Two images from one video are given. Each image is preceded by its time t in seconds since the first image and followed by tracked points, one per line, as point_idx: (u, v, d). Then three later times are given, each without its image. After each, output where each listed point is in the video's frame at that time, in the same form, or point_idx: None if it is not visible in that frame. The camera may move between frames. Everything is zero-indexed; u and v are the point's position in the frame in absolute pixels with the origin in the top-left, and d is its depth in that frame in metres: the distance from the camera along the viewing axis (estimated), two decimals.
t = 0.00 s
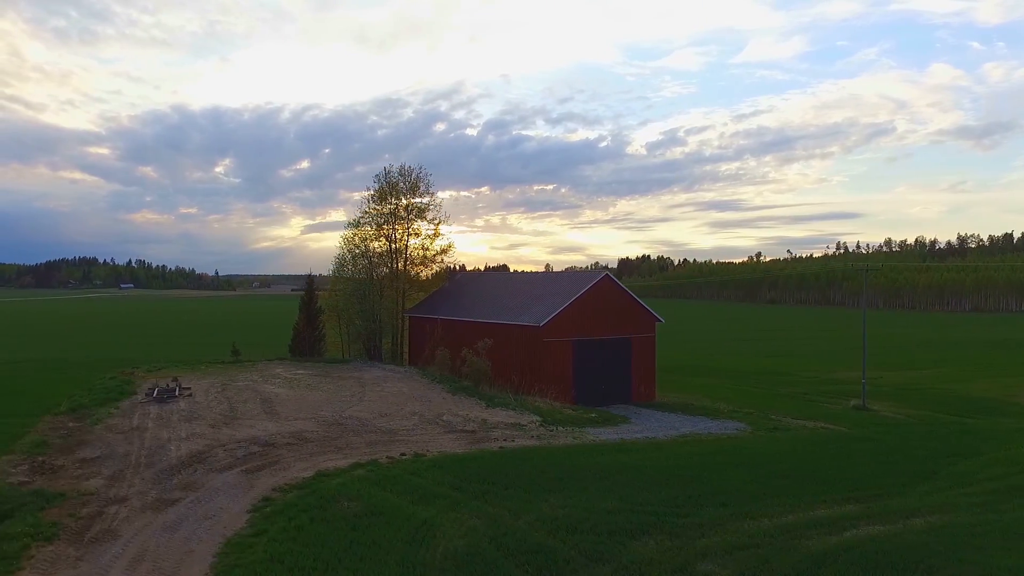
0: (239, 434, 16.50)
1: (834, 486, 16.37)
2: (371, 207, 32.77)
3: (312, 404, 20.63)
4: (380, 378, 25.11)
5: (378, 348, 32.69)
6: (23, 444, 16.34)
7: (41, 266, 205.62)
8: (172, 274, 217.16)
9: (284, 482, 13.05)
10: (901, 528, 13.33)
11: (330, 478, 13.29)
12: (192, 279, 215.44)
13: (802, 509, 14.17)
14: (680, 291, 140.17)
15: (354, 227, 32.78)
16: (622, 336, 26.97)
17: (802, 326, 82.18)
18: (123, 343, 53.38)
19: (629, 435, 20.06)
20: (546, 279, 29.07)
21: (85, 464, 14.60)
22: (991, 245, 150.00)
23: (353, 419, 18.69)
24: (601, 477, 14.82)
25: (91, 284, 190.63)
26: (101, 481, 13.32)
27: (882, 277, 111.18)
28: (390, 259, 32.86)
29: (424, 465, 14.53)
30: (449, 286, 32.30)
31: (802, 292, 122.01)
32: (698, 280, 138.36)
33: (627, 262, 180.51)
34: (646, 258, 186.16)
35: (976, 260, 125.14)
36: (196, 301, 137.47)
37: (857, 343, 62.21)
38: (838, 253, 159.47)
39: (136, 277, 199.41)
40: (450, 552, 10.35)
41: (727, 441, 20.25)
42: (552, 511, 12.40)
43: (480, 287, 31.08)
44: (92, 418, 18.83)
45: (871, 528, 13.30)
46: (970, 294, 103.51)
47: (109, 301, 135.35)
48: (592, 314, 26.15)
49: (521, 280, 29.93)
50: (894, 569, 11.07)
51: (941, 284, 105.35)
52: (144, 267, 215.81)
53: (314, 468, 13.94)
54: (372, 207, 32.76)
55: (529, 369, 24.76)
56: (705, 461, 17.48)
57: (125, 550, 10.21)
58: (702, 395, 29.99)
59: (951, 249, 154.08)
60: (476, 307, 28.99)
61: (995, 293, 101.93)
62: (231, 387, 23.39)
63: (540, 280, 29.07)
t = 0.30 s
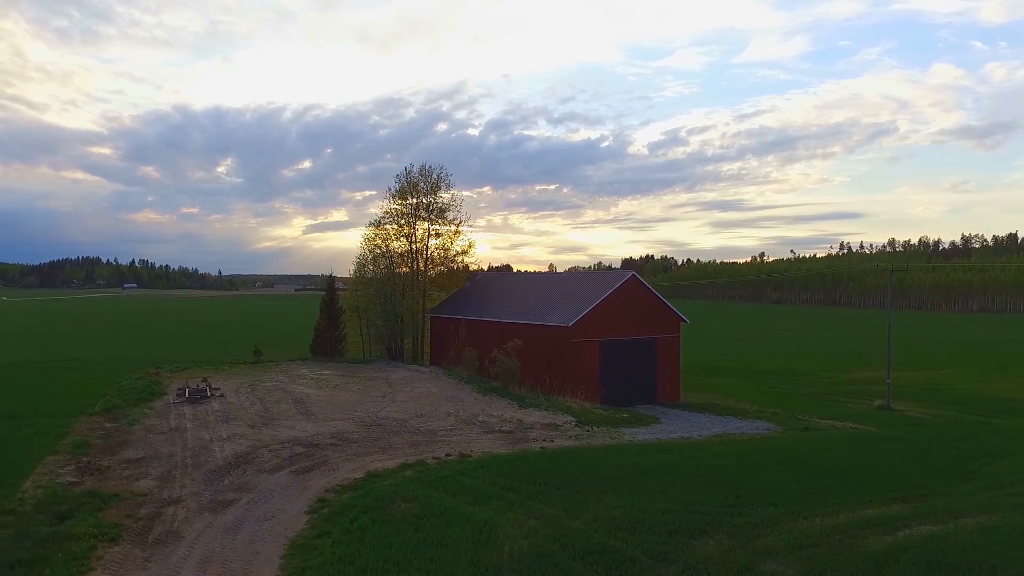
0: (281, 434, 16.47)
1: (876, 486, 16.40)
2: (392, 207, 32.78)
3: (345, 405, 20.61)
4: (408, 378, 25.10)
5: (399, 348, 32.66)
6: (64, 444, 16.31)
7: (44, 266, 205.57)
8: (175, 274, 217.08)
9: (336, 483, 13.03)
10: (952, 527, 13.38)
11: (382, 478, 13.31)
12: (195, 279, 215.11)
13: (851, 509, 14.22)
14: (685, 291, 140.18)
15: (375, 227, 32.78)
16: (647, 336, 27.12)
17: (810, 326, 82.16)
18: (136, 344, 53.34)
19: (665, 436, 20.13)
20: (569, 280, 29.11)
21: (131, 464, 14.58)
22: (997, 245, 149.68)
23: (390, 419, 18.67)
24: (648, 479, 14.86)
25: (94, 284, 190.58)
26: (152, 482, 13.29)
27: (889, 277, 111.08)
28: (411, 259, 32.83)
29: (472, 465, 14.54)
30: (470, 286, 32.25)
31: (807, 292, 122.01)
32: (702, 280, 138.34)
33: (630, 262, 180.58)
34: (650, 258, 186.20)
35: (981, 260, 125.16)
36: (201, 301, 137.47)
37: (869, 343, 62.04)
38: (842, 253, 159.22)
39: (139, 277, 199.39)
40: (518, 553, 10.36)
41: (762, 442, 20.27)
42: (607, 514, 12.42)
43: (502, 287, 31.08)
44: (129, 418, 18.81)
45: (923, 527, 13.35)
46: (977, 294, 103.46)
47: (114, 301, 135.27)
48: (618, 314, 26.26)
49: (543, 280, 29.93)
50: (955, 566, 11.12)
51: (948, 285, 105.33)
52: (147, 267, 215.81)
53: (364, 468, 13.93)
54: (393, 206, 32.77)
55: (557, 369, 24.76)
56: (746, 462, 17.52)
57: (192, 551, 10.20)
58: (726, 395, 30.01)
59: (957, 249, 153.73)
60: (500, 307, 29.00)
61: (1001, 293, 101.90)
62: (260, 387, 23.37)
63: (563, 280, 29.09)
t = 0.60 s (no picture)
0: (324, 434, 16.50)
1: (917, 486, 16.44)
2: (413, 206, 32.83)
3: (379, 405, 20.63)
4: (435, 378, 25.12)
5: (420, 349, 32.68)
6: (107, 445, 16.30)
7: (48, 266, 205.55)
8: (178, 273, 217.01)
9: (390, 483, 13.06)
10: (1005, 526, 13.39)
11: (435, 479, 13.34)
12: (198, 279, 215.31)
13: (900, 509, 14.24)
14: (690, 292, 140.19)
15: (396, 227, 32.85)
16: (673, 336, 27.14)
17: (819, 326, 82.18)
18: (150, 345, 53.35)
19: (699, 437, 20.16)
20: (593, 279, 29.12)
21: (180, 464, 14.56)
22: (1003, 245, 149.52)
23: (428, 419, 18.70)
24: (695, 481, 14.89)
25: (98, 284, 190.57)
26: (205, 482, 13.28)
27: (896, 277, 111.00)
28: (432, 258, 32.87)
29: (520, 466, 14.58)
30: (491, 287, 32.28)
31: (813, 292, 122.05)
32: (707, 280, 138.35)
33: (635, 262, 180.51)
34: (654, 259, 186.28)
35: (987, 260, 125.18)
36: (206, 301, 137.46)
37: (882, 343, 61.98)
38: (847, 252, 159.11)
39: (143, 277, 199.53)
40: (586, 555, 10.39)
41: (796, 442, 20.31)
42: (662, 517, 12.42)
43: (525, 287, 31.09)
44: (166, 418, 18.82)
45: (976, 526, 13.35)
46: (984, 294, 103.44)
47: (119, 301, 135.29)
48: (646, 314, 26.29)
49: (567, 280, 29.95)
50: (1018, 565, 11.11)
51: (954, 285, 105.32)
52: (150, 267, 215.86)
53: (414, 468, 13.96)
54: (414, 206, 32.83)
55: (585, 369, 24.76)
56: (785, 463, 17.54)
57: (261, 552, 10.20)
58: (750, 395, 30.03)
59: (963, 248, 153.63)
60: (524, 308, 29.01)
61: (1008, 293, 101.89)
62: (290, 387, 23.38)
63: (587, 280, 29.11)
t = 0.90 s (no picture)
0: (368, 434, 16.54)
1: (961, 485, 16.48)
2: (434, 206, 32.87)
3: (414, 404, 20.67)
4: (464, 379, 25.17)
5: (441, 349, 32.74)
6: (151, 445, 16.31)
7: (51, 266, 205.58)
8: (181, 273, 217.04)
9: (446, 483, 13.10)
10: None
11: (489, 480, 13.39)
12: (201, 279, 215.43)
13: (950, 508, 14.27)
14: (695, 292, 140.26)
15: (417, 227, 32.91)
16: (699, 336, 27.18)
17: (827, 326, 82.26)
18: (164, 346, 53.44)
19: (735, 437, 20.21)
20: (617, 279, 29.17)
21: (229, 465, 14.55)
22: (1009, 245, 149.39)
23: (467, 419, 18.74)
24: (742, 482, 14.95)
25: (102, 284, 190.69)
26: (259, 482, 13.27)
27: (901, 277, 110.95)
28: (454, 258, 32.93)
29: (570, 466, 14.62)
30: (514, 287, 32.31)
31: (818, 292, 122.11)
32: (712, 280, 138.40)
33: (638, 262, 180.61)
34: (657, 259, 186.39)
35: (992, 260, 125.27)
36: (210, 301, 137.58)
37: (894, 344, 61.94)
38: (852, 252, 158.94)
39: (146, 277, 199.60)
40: (656, 556, 10.43)
41: (831, 442, 20.37)
42: (717, 519, 12.47)
43: (548, 286, 31.14)
44: (204, 418, 18.86)
45: None
46: (990, 295, 103.49)
47: (124, 301, 135.44)
48: (673, 315, 26.34)
49: (590, 280, 30.01)
50: None
51: (961, 285, 105.37)
52: (153, 266, 215.94)
53: (466, 468, 14.00)
54: (436, 205, 32.87)
55: (614, 369, 24.79)
56: (826, 463, 17.59)
57: (332, 552, 10.22)
58: (774, 395, 30.08)
59: (969, 248, 153.52)
60: (548, 308, 29.05)
61: (1015, 294, 101.96)
62: (321, 387, 23.43)
63: (611, 280, 29.16)
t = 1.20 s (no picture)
0: (413, 435, 16.59)
1: (1004, 484, 16.53)
2: (456, 207, 33.05)
3: (449, 404, 20.74)
4: (493, 379, 25.24)
5: (463, 348, 32.79)
6: (196, 445, 16.33)
7: (55, 266, 205.77)
8: (185, 273, 217.07)
9: (502, 483, 13.14)
10: None
11: (543, 479, 13.45)
12: (204, 279, 215.59)
13: (999, 507, 14.32)
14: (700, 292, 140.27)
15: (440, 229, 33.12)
16: (726, 335, 27.24)
17: (835, 326, 82.27)
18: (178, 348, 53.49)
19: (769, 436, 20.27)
20: (642, 279, 29.21)
21: (279, 464, 14.57)
22: (1014, 245, 149.48)
23: (508, 419, 18.80)
24: (790, 480, 15.02)
25: (105, 284, 190.77)
26: (315, 482, 13.29)
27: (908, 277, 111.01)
28: (476, 258, 33.07)
29: (620, 467, 14.69)
30: (536, 287, 32.36)
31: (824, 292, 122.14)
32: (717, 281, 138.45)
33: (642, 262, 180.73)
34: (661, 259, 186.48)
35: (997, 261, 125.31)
36: (215, 301, 137.61)
37: (906, 344, 62.00)
38: (857, 252, 159.19)
39: (150, 277, 199.89)
40: (726, 555, 10.52)
41: (867, 441, 20.41)
42: (775, 518, 12.57)
43: (571, 286, 31.19)
44: (243, 418, 18.89)
45: None
46: (997, 295, 103.50)
47: (129, 301, 135.57)
48: (700, 315, 26.39)
49: (614, 279, 30.07)
50: None
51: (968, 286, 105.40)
52: (156, 267, 216.19)
53: (519, 468, 14.06)
54: (458, 206, 33.05)
55: (643, 368, 24.83)
56: (866, 460, 17.66)
57: (405, 552, 10.26)
58: (798, 395, 30.12)
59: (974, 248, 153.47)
60: (573, 308, 29.12)
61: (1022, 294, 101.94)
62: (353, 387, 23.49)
63: (636, 280, 29.23)
